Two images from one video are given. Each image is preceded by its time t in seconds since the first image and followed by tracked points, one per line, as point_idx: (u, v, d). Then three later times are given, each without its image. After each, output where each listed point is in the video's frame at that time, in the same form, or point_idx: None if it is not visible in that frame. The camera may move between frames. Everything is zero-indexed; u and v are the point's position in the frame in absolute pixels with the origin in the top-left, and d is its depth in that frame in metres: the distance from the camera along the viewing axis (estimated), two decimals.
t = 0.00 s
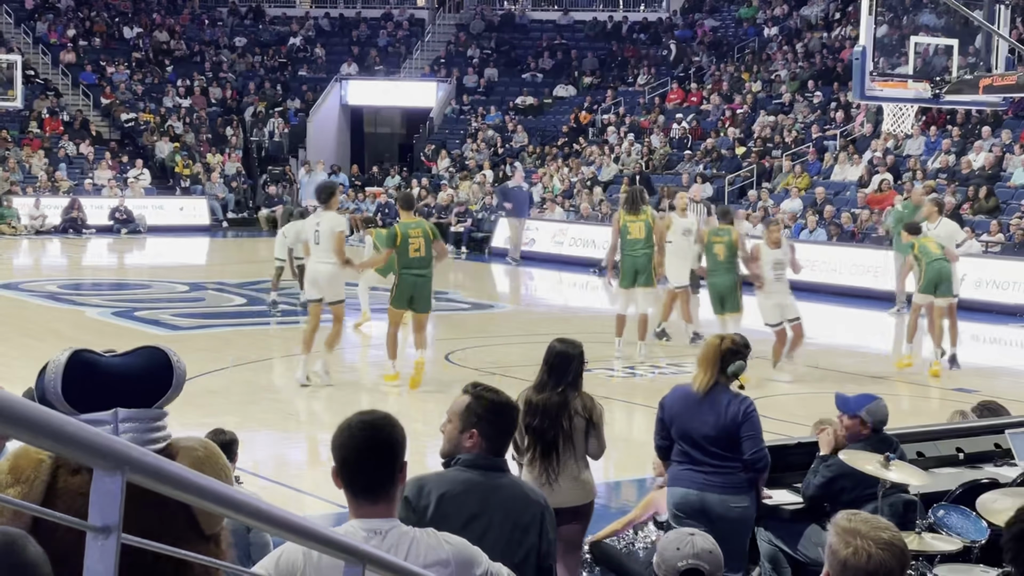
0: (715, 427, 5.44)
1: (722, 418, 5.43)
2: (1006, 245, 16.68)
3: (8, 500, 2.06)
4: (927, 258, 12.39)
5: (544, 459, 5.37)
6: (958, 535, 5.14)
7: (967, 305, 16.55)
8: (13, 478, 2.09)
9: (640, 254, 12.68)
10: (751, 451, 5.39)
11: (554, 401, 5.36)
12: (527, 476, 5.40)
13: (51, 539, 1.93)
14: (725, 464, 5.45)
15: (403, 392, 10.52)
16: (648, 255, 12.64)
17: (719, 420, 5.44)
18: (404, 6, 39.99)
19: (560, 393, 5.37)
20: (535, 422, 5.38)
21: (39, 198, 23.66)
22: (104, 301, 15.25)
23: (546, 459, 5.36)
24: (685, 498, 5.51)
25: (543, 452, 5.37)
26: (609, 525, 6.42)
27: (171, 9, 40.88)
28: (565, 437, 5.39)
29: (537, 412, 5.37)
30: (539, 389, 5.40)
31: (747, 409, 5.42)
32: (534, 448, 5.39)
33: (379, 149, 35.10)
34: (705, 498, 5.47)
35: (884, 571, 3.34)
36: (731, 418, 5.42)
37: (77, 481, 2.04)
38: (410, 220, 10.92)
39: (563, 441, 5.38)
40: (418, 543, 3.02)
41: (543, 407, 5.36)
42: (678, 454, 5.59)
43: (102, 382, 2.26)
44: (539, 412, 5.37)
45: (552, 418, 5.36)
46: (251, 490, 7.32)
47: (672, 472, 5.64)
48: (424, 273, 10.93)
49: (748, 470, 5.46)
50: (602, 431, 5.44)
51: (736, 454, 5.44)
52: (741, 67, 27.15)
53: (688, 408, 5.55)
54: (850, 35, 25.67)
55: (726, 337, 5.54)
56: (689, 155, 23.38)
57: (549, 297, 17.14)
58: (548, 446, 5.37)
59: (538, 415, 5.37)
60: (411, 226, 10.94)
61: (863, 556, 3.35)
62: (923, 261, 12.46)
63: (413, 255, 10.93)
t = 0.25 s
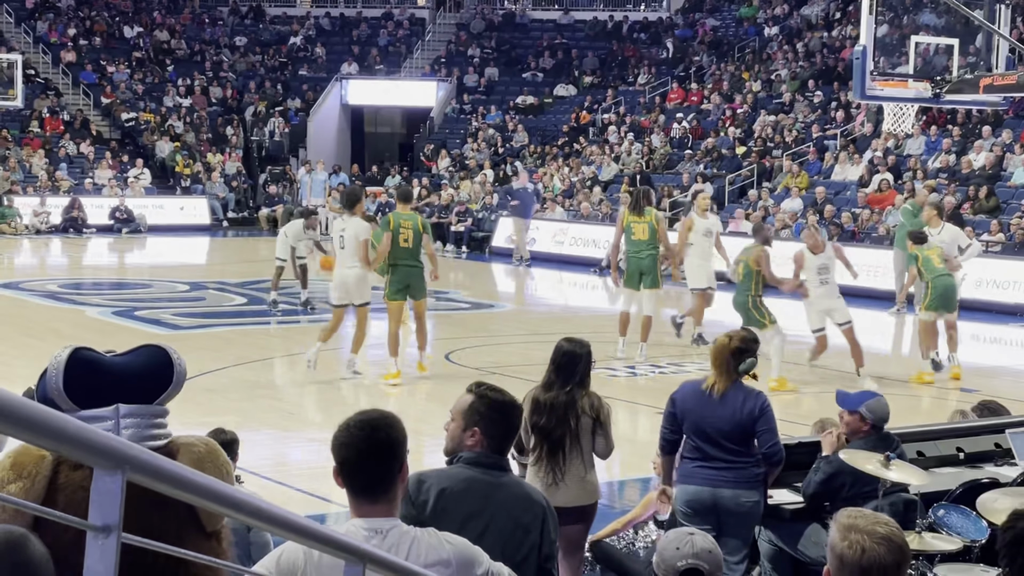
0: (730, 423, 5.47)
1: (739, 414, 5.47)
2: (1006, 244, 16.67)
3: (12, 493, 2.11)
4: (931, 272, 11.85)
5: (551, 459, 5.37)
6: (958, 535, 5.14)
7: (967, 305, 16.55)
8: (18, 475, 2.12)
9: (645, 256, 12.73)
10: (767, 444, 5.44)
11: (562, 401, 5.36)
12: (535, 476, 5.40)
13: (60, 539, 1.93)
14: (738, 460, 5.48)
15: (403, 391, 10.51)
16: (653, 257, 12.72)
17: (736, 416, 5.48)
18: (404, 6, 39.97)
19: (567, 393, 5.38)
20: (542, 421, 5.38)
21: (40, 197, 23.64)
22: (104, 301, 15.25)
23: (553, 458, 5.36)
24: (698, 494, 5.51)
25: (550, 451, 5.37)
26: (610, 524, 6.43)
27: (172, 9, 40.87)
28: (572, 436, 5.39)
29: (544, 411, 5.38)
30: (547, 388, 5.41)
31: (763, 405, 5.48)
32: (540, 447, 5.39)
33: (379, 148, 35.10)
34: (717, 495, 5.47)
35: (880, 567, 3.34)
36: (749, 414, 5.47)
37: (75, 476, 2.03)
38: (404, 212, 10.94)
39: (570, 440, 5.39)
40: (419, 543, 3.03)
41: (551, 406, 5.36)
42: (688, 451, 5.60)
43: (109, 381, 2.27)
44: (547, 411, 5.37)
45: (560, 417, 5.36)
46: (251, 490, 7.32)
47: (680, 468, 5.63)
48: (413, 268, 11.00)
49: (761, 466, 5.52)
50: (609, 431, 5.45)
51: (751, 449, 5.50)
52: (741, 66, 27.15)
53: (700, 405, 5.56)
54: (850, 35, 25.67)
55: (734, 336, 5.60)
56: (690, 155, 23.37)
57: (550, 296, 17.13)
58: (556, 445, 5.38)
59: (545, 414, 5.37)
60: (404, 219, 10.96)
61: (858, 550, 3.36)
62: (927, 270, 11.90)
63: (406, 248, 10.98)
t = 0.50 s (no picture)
0: (743, 422, 5.48)
1: (752, 414, 5.49)
2: (1006, 244, 16.68)
3: (11, 494, 2.07)
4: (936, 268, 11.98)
5: (553, 460, 5.36)
6: (957, 534, 5.14)
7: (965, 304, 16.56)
8: (15, 473, 2.10)
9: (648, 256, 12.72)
10: (780, 438, 5.51)
11: (565, 402, 5.34)
12: (537, 477, 5.39)
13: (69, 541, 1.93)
14: (744, 458, 5.49)
15: (403, 391, 10.51)
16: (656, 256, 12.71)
17: (745, 415, 5.49)
18: (404, 6, 39.97)
19: (570, 394, 5.35)
20: (544, 421, 5.36)
21: (40, 196, 23.61)
22: (104, 300, 15.25)
23: (555, 458, 5.35)
24: (703, 494, 5.49)
25: (552, 452, 5.36)
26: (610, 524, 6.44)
27: (171, 8, 40.87)
28: (575, 437, 5.38)
29: (548, 411, 5.35)
30: (551, 389, 5.37)
31: (770, 403, 5.54)
32: (543, 448, 5.37)
33: (379, 148, 35.09)
34: (722, 493, 5.48)
35: (880, 565, 3.34)
36: (761, 412, 5.50)
37: (77, 476, 2.08)
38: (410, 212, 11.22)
39: (573, 442, 5.38)
40: (420, 542, 3.02)
41: (554, 407, 5.33)
42: (694, 451, 5.54)
43: (114, 383, 2.28)
44: (550, 411, 5.34)
45: (562, 418, 5.34)
46: (251, 489, 7.32)
47: (683, 469, 5.58)
48: (416, 267, 11.26)
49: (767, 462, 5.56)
50: (612, 431, 5.43)
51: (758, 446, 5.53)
52: (740, 65, 27.17)
53: (711, 407, 5.50)
54: (850, 34, 25.67)
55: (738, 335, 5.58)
56: (690, 155, 23.38)
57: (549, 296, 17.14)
58: (559, 446, 5.36)
59: (548, 415, 5.34)
60: (410, 219, 11.24)
61: (859, 547, 3.36)
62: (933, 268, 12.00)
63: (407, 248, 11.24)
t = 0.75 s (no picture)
0: (740, 421, 5.49)
1: (750, 417, 5.50)
2: (1004, 244, 16.69)
3: (10, 493, 2.11)
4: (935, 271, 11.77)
5: (555, 464, 5.35)
6: (956, 534, 5.15)
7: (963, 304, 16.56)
8: (15, 472, 2.13)
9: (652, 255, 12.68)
10: (776, 436, 5.51)
11: (567, 405, 5.30)
12: (538, 481, 5.38)
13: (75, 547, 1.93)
14: (738, 455, 5.52)
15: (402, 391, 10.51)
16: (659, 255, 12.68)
17: (741, 419, 5.49)
18: (403, 5, 39.95)
19: (572, 398, 5.31)
20: (545, 425, 5.32)
21: (39, 196, 23.60)
22: (103, 299, 15.25)
23: (558, 463, 5.33)
24: (699, 491, 5.51)
25: (554, 456, 5.34)
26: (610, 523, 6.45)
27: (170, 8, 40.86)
28: (576, 440, 5.36)
29: (550, 415, 5.30)
30: (552, 392, 5.32)
31: (768, 403, 5.54)
32: (544, 452, 5.34)
33: (378, 148, 35.05)
34: (717, 490, 5.50)
35: (881, 564, 3.34)
36: (755, 416, 5.50)
37: (75, 475, 2.08)
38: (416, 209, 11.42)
39: (574, 445, 5.36)
40: (419, 542, 3.01)
41: (556, 412, 5.29)
42: (689, 448, 5.56)
43: (117, 383, 2.28)
44: (552, 416, 5.30)
45: (564, 422, 5.31)
46: (250, 489, 7.31)
47: (678, 466, 5.60)
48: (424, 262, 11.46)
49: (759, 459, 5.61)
50: (612, 433, 5.43)
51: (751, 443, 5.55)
52: (739, 65, 27.17)
53: (706, 404, 5.49)
54: (850, 34, 25.66)
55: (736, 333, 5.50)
56: (689, 154, 23.37)
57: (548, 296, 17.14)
58: (560, 449, 5.34)
59: (550, 419, 5.30)
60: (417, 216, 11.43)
61: (860, 545, 3.37)
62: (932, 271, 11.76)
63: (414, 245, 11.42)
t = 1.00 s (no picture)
0: (709, 415, 5.47)
1: (722, 409, 5.48)
2: (999, 245, 16.73)
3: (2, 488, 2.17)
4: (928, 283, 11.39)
5: (557, 467, 5.33)
6: (951, 533, 5.15)
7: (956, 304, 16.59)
8: (8, 468, 2.19)
9: (655, 256, 12.67)
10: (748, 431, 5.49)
11: (571, 408, 5.32)
12: (538, 484, 5.34)
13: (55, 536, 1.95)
14: (713, 453, 5.49)
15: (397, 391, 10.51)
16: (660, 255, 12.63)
17: (714, 416, 5.47)
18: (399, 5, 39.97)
19: (577, 400, 5.33)
20: (548, 428, 5.33)
21: (34, 195, 23.60)
22: (98, 298, 15.25)
23: (560, 466, 5.33)
24: (672, 487, 5.51)
25: (556, 459, 5.33)
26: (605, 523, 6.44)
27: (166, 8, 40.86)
28: (579, 442, 5.37)
29: (554, 418, 5.31)
30: (555, 395, 5.34)
31: (740, 397, 5.53)
32: (547, 455, 5.34)
33: (373, 148, 35.04)
34: (690, 488, 5.48)
35: (877, 562, 3.35)
36: (730, 414, 5.49)
37: (69, 471, 2.16)
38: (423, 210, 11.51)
39: (576, 448, 5.37)
40: (415, 542, 3.01)
41: (561, 414, 5.31)
42: (664, 443, 5.56)
43: (119, 381, 2.30)
44: (556, 418, 5.31)
45: (568, 425, 5.32)
46: (244, 488, 7.32)
47: (654, 462, 5.60)
48: (434, 265, 11.53)
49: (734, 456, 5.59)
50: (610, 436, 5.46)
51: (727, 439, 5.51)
52: (734, 65, 27.22)
53: (678, 400, 5.50)
54: (845, 34, 25.69)
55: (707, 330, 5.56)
56: (684, 155, 23.41)
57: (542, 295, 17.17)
58: (563, 452, 5.35)
59: (554, 422, 5.32)
60: (423, 216, 11.52)
61: (856, 543, 3.37)
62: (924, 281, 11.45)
63: (423, 246, 11.53)
